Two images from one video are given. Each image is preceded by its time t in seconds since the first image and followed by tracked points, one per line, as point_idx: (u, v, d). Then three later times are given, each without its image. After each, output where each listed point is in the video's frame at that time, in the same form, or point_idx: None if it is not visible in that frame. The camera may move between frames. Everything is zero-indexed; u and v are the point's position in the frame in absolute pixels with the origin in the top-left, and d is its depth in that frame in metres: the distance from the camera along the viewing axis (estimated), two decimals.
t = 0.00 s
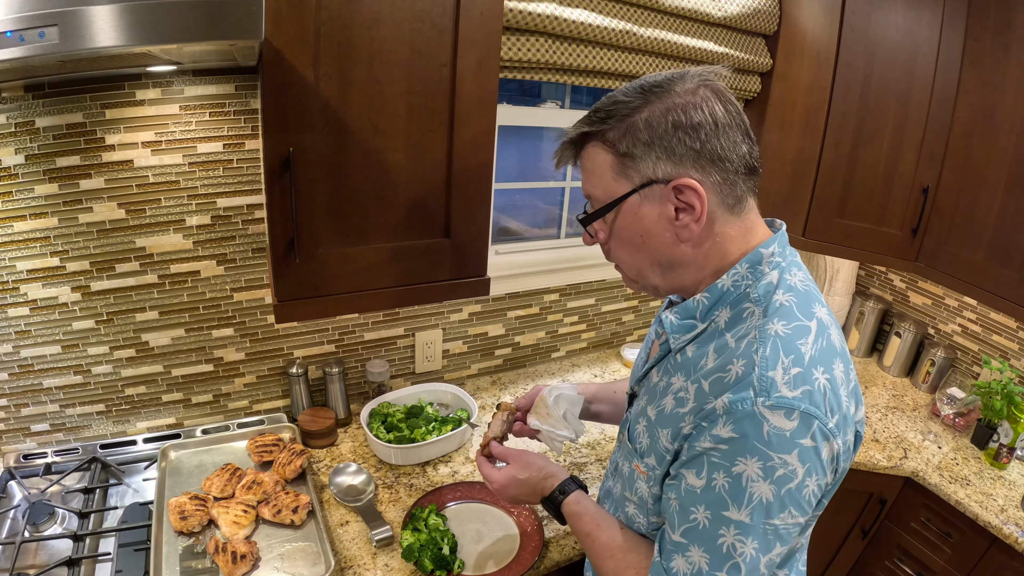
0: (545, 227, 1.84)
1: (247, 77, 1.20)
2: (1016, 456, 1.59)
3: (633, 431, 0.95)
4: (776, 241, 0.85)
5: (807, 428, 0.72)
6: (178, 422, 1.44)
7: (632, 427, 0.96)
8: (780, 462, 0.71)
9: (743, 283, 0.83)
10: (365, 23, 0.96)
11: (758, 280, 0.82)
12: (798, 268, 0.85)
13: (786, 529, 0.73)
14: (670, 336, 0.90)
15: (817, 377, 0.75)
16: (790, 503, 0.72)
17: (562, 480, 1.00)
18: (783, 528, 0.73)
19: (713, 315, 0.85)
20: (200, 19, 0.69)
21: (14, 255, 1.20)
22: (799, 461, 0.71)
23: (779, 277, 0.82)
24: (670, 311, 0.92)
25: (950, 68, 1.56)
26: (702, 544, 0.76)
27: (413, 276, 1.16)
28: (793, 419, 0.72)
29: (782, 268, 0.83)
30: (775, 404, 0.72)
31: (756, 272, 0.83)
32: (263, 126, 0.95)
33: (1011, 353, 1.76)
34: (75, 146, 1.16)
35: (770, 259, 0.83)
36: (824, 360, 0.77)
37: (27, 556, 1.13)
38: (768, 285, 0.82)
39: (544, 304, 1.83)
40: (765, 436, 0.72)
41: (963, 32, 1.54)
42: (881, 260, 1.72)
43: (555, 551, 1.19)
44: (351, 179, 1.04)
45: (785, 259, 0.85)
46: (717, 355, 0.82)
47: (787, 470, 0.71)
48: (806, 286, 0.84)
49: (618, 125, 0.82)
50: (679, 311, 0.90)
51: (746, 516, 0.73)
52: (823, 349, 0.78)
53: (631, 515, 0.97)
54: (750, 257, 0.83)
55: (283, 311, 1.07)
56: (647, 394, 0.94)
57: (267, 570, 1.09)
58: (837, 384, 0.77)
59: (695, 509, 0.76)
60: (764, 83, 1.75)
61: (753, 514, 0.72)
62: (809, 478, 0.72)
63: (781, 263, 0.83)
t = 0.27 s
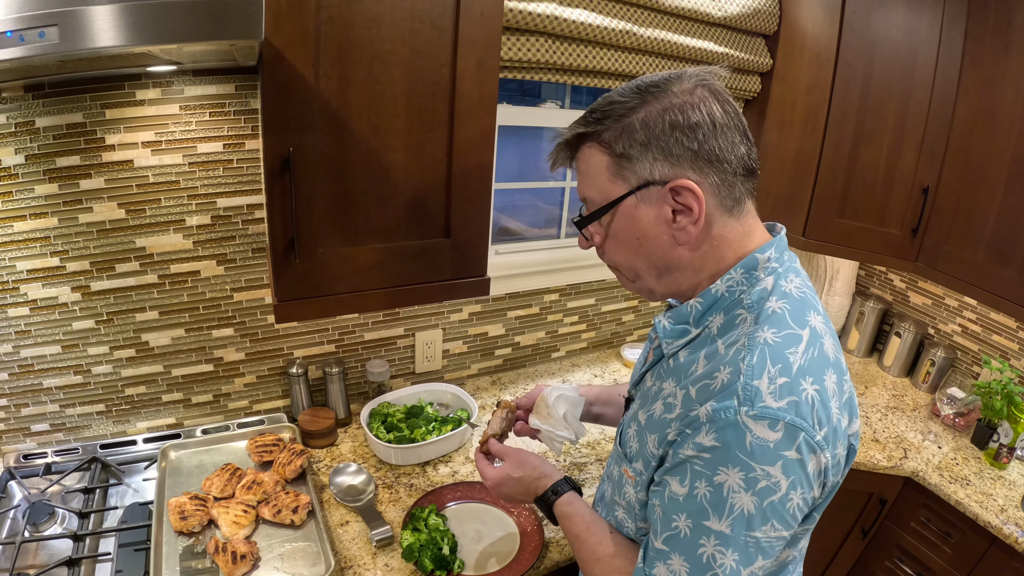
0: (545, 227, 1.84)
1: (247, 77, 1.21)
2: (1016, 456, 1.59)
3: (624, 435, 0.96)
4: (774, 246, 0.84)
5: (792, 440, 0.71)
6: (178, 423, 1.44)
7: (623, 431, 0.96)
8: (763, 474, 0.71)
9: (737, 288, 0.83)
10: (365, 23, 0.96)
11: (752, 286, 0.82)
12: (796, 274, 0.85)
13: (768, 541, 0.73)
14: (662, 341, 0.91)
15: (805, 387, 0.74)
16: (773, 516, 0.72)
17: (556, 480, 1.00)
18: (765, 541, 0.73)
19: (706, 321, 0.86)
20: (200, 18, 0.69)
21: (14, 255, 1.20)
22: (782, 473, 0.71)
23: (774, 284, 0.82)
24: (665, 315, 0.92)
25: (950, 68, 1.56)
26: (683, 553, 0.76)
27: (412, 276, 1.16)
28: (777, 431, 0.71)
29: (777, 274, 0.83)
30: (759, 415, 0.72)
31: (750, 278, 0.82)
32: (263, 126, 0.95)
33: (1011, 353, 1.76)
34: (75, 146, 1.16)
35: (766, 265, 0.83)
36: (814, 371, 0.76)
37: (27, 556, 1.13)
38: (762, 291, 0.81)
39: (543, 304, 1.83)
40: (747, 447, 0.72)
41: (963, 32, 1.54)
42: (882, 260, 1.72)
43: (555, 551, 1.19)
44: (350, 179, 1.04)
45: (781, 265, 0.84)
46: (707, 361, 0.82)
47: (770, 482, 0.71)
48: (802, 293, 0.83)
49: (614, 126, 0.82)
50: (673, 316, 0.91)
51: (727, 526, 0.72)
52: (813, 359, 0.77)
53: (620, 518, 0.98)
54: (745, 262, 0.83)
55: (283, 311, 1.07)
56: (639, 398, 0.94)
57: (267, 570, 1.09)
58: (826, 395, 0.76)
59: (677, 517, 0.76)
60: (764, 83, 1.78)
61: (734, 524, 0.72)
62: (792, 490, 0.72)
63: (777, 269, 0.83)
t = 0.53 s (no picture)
0: (545, 227, 1.84)
1: (247, 77, 1.21)
2: (1016, 456, 1.59)
3: (621, 435, 0.96)
4: (773, 247, 0.84)
5: (786, 441, 0.71)
6: (178, 422, 1.44)
7: (620, 431, 0.96)
8: (757, 475, 0.71)
9: (735, 289, 0.83)
10: (365, 23, 0.96)
11: (750, 287, 0.82)
12: (795, 276, 0.85)
13: (763, 543, 0.73)
14: (660, 342, 0.91)
15: (801, 389, 0.74)
16: (767, 518, 0.72)
17: (552, 480, 1.00)
18: (759, 543, 0.73)
19: (704, 321, 0.86)
20: (200, 19, 0.69)
21: (14, 255, 1.20)
22: (777, 475, 0.71)
23: (772, 285, 0.82)
24: (663, 315, 0.92)
25: (950, 68, 1.56)
26: (677, 554, 0.76)
27: (412, 276, 1.16)
28: (772, 431, 0.71)
29: (776, 275, 0.83)
30: (753, 415, 0.72)
31: (749, 278, 0.82)
32: (263, 126, 0.95)
33: (1011, 353, 1.76)
34: (75, 146, 1.17)
35: (765, 266, 0.83)
36: (811, 372, 0.76)
37: (27, 556, 1.13)
38: (760, 292, 0.81)
39: (543, 304, 1.83)
40: (741, 447, 0.72)
41: (963, 32, 1.54)
42: (881, 259, 1.72)
43: (555, 551, 1.19)
44: (350, 179, 1.04)
45: (780, 266, 0.84)
46: (703, 362, 0.82)
47: (764, 483, 0.71)
48: (800, 294, 0.83)
49: (608, 131, 0.82)
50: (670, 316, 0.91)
51: (720, 527, 0.72)
52: (811, 361, 0.77)
53: (616, 519, 0.98)
54: (744, 263, 0.83)
55: (283, 311, 1.07)
56: (637, 398, 0.94)
57: (267, 570, 1.09)
58: (823, 397, 0.75)
59: (671, 517, 0.76)
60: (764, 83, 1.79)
61: (728, 525, 0.72)
62: (787, 492, 0.72)
63: (776, 269, 0.83)
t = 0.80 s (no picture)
0: (545, 227, 1.84)
1: (247, 77, 1.20)
2: (1016, 456, 1.59)
3: (623, 436, 0.96)
4: (774, 249, 0.84)
5: (790, 444, 0.71)
6: (178, 422, 1.44)
7: (623, 432, 0.96)
8: (760, 478, 0.71)
9: (737, 291, 0.83)
10: (365, 23, 0.96)
11: (752, 288, 0.82)
12: (796, 277, 0.85)
13: (765, 544, 0.73)
14: (662, 344, 0.91)
15: (804, 391, 0.74)
16: (770, 520, 0.72)
17: (553, 483, 1.00)
18: (762, 544, 0.73)
19: (706, 323, 0.86)
20: (199, 19, 0.69)
21: (14, 255, 1.20)
22: (780, 477, 0.71)
23: (774, 286, 0.82)
24: (664, 317, 0.92)
25: (950, 68, 1.56)
26: (681, 555, 0.76)
27: (412, 276, 1.16)
28: (775, 434, 0.71)
29: (777, 277, 0.83)
30: (757, 418, 0.72)
31: (751, 280, 0.83)
32: (263, 126, 0.95)
33: (1011, 353, 1.76)
34: (75, 146, 1.16)
35: (766, 267, 0.83)
36: (814, 375, 0.76)
37: (27, 556, 1.13)
38: (762, 294, 0.81)
39: (543, 304, 1.83)
40: (745, 450, 0.72)
41: (963, 32, 1.53)
42: (881, 259, 1.72)
43: (555, 551, 1.19)
44: (351, 179, 1.04)
45: (781, 268, 0.84)
46: (706, 364, 0.82)
47: (767, 486, 0.71)
48: (802, 296, 0.83)
49: (611, 131, 0.82)
50: (672, 318, 0.91)
51: (723, 529, 0.73)
52: (813, 363, 0.77)
53: (618, 522, 0.97)
54: (745, 264, 0.83)
55: (283, 311, 1.07)
56: (639, 400, 0.94)
57: (267, 570, 1.09)
58: (826, 399, 0.75)
59: (674, 519, 0.76)
60: (764, 83, 1.79)
61: (731, 527, 0.72)
62: (790, 494, 0.72)
63: (777, 271, 0.83)
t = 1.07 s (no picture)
0: (545, 227, 1.84)
1: (247, 77, 1.20)
2: (1016, 456, 1.59)
3: (629, 438, 0.95)
4: (777, 249, 0.85)
5: (800, 443, 0.71)
6: (179, 423, 1.45)
7: (628, 434, 0.96)
8: (771, 477, 0.71)
9: (742, 291, 0.83)
10: (365, 23, 0.96)
11: (757, 289, 0.82)
12: (799, 276, 0.85)
13: (776, 543, 0.73)
14: (667, 345, 0.90)
15: (813, 391, 0.74)
16: (781, 519, 0.72)
17: (560, 483, 1.00)
18: (773, 543, 0.73)
19: (711, 324, 0.85)
20: (199, 19, 0.69)
21: (14, 255, 1.20)
22: (791, 477, 0.71)
23: (779, 286, 0.82)
24: (668, 318, 0.92)
25: (950, 68, 1.56)
26: (692, 555, 0.76)
27: (412, 276, 1.16)
28: (786, 434, 0.71)
29: (782, 276, 0.83)
30: (767, 418, 0.72)
31: (755, 280, 0.83)
32: (263, 126, 0.95)
33: (1011, 353, 1.76)
34: (75, 146, 1.16)
35: (770, 267, 0.83)
36: (821, 374, 0.76)
37: (27, 556, 1.13)
38: (767, 294, 0.81)
39: (543, 304, 1.83)
40: (756, 450, 0.72)
41: (963, 32, 1.53)
42: (882, 260, 1.72)
43: (555, 551, 1.19)
44: (351, 179, 1.04)
45: (785, 267, 0.84)
46: (713, 365, 0.82)
47: (778, 485, 0.71)
48: (806, 295, 0.83)
49: (620, 129, 0.81)
50: (676, 319, 0.90)
51: (735, 529, 0.73)
52: (820, 362, 0.77)
53: (626, 522, 0.97)
54: (749, 264, 0.83)
55: (283, 311, 1.07)
56: (644, 402, 0.94)
57: (267, 570, 1.09)
58: (834, 397, 0.75)
59: (685, 520, 0.76)
60: (764, 83, 1.78)
61: (743, 527, 0.72)
62: (801, 493, 0.72)
63: (781, 271, 0.83)
